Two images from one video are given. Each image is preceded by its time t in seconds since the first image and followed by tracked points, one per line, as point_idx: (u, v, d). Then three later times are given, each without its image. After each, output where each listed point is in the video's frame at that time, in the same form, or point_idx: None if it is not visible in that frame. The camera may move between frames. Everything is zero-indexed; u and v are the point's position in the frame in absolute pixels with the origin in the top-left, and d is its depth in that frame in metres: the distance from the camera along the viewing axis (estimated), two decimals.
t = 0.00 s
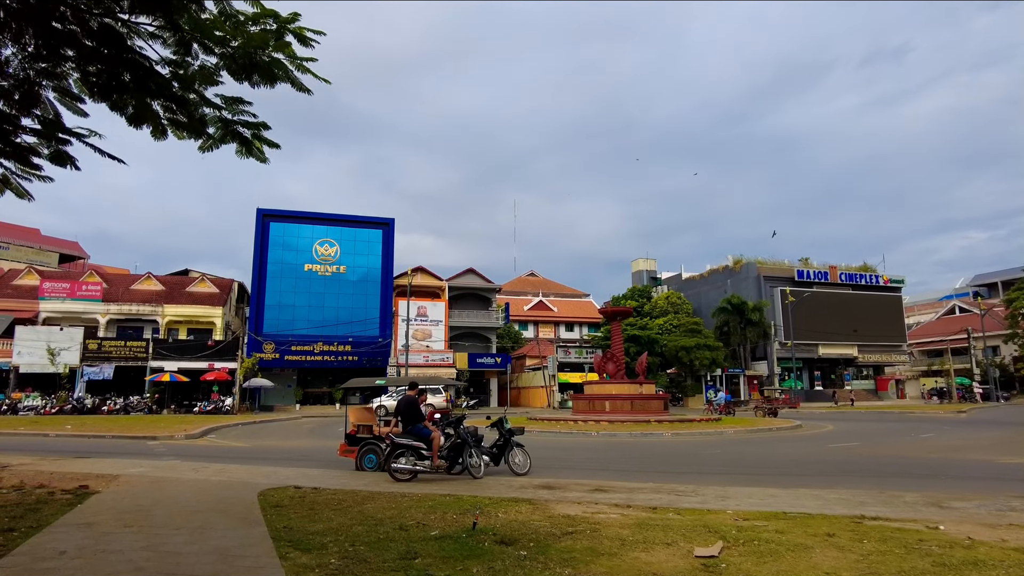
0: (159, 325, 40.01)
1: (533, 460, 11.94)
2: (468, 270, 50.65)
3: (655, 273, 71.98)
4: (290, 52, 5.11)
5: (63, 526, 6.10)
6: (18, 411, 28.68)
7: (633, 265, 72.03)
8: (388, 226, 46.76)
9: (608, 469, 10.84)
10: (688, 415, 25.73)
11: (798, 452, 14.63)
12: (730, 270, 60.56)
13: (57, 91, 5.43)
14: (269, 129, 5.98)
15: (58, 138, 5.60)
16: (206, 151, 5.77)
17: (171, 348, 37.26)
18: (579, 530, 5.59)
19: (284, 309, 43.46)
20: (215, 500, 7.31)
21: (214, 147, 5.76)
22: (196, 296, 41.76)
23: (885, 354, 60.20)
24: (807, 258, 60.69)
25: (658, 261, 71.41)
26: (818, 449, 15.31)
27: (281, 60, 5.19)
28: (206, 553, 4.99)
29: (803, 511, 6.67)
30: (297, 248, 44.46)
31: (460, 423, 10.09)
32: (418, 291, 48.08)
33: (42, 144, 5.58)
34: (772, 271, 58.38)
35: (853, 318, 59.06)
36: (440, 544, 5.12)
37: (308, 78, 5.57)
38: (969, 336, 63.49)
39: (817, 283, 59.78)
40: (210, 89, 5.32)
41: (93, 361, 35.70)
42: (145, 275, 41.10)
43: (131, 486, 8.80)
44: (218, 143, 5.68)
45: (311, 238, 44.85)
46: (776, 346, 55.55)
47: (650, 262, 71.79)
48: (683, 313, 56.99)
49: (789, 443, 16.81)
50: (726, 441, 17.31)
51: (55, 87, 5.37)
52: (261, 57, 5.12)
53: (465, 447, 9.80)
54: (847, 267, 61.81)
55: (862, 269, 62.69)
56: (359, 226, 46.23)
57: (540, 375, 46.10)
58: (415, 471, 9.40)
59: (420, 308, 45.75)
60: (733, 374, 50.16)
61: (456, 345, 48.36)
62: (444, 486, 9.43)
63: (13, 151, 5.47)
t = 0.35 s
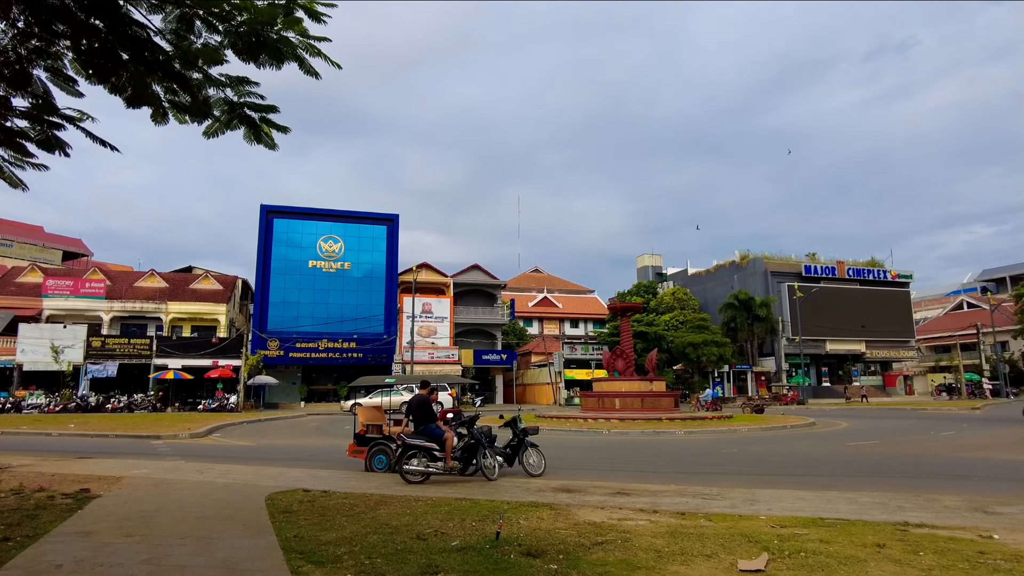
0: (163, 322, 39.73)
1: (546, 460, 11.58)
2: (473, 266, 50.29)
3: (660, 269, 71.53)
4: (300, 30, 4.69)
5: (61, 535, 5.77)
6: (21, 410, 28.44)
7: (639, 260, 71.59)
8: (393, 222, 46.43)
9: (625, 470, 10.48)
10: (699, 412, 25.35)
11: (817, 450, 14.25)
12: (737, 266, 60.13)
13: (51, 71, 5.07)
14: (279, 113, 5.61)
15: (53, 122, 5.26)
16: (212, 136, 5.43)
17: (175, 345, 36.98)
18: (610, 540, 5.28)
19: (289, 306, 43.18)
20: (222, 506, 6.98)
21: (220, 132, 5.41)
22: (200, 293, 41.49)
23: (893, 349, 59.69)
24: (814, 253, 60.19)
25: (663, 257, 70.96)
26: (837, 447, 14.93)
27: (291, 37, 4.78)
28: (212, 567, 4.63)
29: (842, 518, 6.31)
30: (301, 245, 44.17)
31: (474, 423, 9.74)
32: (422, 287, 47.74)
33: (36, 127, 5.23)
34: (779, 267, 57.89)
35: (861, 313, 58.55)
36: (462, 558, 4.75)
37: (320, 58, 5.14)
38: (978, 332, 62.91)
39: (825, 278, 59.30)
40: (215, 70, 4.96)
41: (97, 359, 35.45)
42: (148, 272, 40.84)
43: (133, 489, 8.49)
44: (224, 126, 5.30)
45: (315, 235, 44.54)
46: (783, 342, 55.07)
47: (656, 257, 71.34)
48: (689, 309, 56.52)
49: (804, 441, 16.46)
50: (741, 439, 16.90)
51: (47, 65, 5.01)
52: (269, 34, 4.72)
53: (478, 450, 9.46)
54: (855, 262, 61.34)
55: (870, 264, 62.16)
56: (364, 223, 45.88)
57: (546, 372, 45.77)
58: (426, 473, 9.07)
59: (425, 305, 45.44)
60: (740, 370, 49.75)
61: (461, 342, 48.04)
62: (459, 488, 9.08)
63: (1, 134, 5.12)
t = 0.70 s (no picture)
0: (173, 323, 39.64)
1: (565, 463, 11.24)
2: (483, 266, 50.00)
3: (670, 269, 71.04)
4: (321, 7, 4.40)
5: (68, 543, 5.49)
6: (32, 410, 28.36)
7: (649, 260, 71.10)
8: (402, 222, 46.22)
9: (649, 473, 10.14)
10: (714, 413, 24.94)
11: (842, 453, 13.86)
12: (748, 265, 59.59)
13: (56, 53, 4.81)
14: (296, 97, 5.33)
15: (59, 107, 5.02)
16: (225, 123, 5.18)
17: (185, 345, 36.85)
18: (649, 551, 4.95)
19: (298, 306, 43.03)
20: (236, 511, 6.69)
21: (234, 118, 5.14)
22: (209, 293, 41.39)
23: (908, 350, 58.96)
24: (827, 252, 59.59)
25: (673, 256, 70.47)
26: (862, 449, 14.53)
27: (311, 17, 4.50)
28: None
29: (891, 526, 5.95)
30: (310, 245, 44.02)
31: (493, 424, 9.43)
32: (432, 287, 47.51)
33: (42, 111, 4.99)
34: (792, 267, 57.32)
35: (875, 313, 57.88)
36: (495, 570, 4.42)
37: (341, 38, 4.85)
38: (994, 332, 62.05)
39: (838, 278, 58.67)
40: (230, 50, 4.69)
41: (107, 359, 35.37)
42: (158, 273, 40.78)
43: (144, 492, 8.21)
44: (238, 111, 5.04)
45: (324, 235, 44.38)
46: (796, 343, 54.48)
47: (666, 257, 70.85)
48: (701, 309, 56.01)
49: (826, 443, 16.06)
50: (760, 441, 16.53)
51: (52, 47, 4.74)
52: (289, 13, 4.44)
53: (497, 453, 9.15)
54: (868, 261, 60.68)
55: (883, 264, 61.48)
56: (373, 223, 45.67)
57: (556, 372, 45.44)
58: (444, 477, 8.78)
59: (435, 305, 45.19)
60: (753, 371, 49.26)
61: (470, 342, 47.76)
62: (479, 493, 8.77)
63: (5, 119, 4.87)
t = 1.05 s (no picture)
0: (179, 324, 39.50)
1: (581, 467, 10.90)
2: (490, 267, 49.69)
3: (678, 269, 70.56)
4: None
5: (68, 552, 5.20)
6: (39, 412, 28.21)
7: (657, 260, 70.62)
8: (409, 222, 45.97)
9: (668, 478, 9.80)
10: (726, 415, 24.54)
11: (864, 455, 13.45)
12: (758, 266, 59.07)
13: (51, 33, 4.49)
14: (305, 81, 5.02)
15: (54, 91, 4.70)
16: (230, 108, 4.86)
17: (191, 346, 36.59)
18: (684, 564, 4.62)
19: (305, 307, 42.82)
20: (243, 518, 6.38)
21: (240, 102, 4.83)
22: (216, 294, 41.23)
23: (919, 351, 58.30)
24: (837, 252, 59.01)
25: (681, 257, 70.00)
26: (884, 452, 14.11)
27: None
28: None
29: (936, 536, 5.60)
30: (317, 246, 43.83)
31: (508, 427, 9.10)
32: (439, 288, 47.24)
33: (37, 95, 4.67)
34: (801, 267, 56.78)
35: (886, 314, 57.24)
36: None
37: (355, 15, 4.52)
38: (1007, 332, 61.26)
39: (848, 278, 58.08)
40: (238, 28, 4.37)
41: (114, 360, 35.17)
42: (164, 274, 40.65)
43: (148, 497, 7.93)
44: (244, 94, 4.72)
45: (331, 236, 44.19)
46: (806, 344, 53.93)
47: (674, 258, 70.39)
48: (709, 309, 55.55)
49: (846, 445, 15.61)
50: (778, 443, 16.11)
51: (46, 26, 4.41)
52: None
53: (511, 457, 8.82)
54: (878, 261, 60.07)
55: (894, 264, 60.88)
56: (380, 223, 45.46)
57: (564, 373, 45.09)
58: (458, 481, 8.46)
59: (442, 306, 44.90)
60: (763, 372, 48.80)
61: (477, 343, 47.47)
62: (493, 499, 8.44)
63: None
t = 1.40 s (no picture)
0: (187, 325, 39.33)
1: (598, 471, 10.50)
2: (498, 266, 49.32)
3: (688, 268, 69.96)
4: None
5: (60, 566, 4.84)
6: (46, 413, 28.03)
7: (666, 259, 70.04)
8: (417, 222, 45.66)
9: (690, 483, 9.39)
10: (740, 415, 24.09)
11: (891, 458, 13.00)
12: (769, 264, 58.44)
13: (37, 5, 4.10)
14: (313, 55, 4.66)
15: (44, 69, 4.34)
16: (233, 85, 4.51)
17: (199, 348, 36.43)
18: None
19: (313, 307, 42.58)
20: (248, 527, 6.02)
21: (244, 80, 4.48)
22: (224, 295, 41.03)
23: (933, 350, 57.56)
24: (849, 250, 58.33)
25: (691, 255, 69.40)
26: (911, 454, 13.65)
27: None
28: None
29: (996, 549, 5.17)
30: (325, 245, 43.58)
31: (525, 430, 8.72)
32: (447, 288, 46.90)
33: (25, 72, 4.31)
34: (813, 265, 56.15)
35: (899, 312, 56.50)
36: None
37: None
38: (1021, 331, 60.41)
39: (860, 276, 57.38)
40: None
41: (122, 361, 35.00)
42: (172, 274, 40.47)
43: (150, 504, 7.58)
44: (249, 69, 4.35)
45: (339, 235, 43.95)
46: (818, 343, 53.29)
47: (683, 256, 69.81)
48: (720, 309, 54.98)
49: (871, 447, 15.13)
50: (798, 445, 15.64)
51: None
52: None
53: (528, 461, 8.45)
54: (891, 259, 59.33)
55: (907, 261, 60.13)
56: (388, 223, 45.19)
57: (573, 373, 44.69)
58: (473, 487, 8.09)
59: (450, 306, 44.57)
60: (775, 372, 48.22)
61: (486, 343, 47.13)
62: (510, 506, 8.05)
63: None
